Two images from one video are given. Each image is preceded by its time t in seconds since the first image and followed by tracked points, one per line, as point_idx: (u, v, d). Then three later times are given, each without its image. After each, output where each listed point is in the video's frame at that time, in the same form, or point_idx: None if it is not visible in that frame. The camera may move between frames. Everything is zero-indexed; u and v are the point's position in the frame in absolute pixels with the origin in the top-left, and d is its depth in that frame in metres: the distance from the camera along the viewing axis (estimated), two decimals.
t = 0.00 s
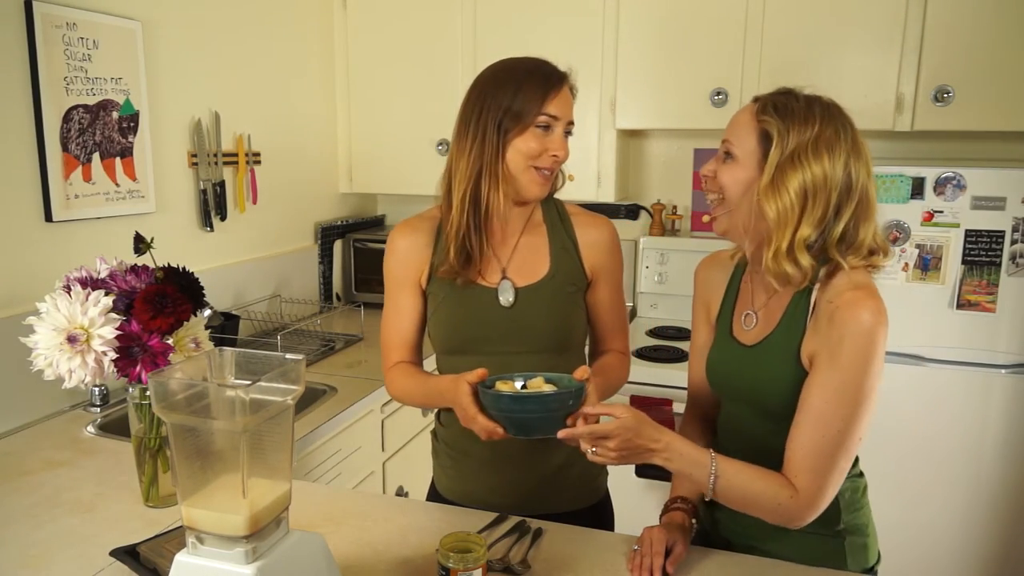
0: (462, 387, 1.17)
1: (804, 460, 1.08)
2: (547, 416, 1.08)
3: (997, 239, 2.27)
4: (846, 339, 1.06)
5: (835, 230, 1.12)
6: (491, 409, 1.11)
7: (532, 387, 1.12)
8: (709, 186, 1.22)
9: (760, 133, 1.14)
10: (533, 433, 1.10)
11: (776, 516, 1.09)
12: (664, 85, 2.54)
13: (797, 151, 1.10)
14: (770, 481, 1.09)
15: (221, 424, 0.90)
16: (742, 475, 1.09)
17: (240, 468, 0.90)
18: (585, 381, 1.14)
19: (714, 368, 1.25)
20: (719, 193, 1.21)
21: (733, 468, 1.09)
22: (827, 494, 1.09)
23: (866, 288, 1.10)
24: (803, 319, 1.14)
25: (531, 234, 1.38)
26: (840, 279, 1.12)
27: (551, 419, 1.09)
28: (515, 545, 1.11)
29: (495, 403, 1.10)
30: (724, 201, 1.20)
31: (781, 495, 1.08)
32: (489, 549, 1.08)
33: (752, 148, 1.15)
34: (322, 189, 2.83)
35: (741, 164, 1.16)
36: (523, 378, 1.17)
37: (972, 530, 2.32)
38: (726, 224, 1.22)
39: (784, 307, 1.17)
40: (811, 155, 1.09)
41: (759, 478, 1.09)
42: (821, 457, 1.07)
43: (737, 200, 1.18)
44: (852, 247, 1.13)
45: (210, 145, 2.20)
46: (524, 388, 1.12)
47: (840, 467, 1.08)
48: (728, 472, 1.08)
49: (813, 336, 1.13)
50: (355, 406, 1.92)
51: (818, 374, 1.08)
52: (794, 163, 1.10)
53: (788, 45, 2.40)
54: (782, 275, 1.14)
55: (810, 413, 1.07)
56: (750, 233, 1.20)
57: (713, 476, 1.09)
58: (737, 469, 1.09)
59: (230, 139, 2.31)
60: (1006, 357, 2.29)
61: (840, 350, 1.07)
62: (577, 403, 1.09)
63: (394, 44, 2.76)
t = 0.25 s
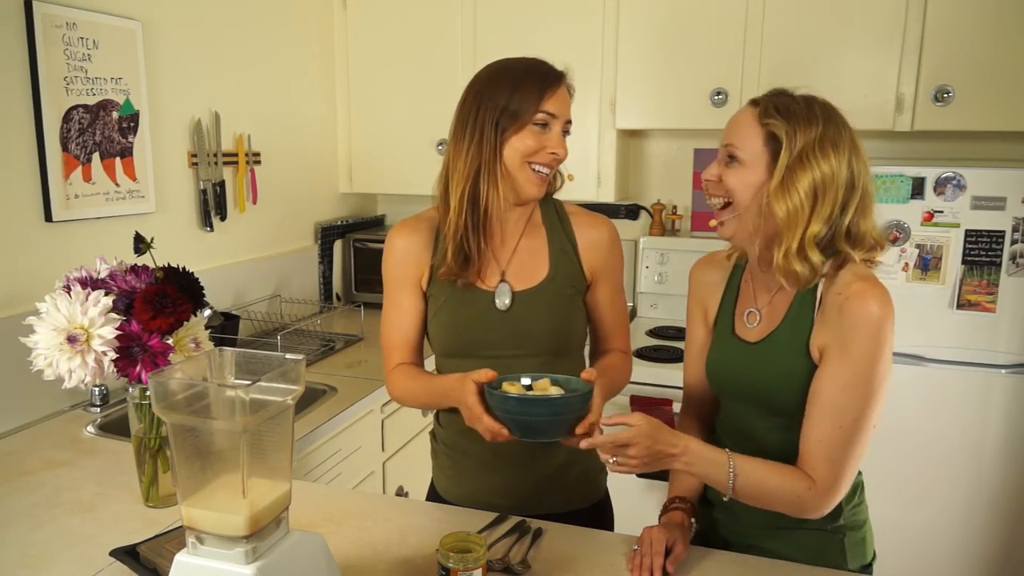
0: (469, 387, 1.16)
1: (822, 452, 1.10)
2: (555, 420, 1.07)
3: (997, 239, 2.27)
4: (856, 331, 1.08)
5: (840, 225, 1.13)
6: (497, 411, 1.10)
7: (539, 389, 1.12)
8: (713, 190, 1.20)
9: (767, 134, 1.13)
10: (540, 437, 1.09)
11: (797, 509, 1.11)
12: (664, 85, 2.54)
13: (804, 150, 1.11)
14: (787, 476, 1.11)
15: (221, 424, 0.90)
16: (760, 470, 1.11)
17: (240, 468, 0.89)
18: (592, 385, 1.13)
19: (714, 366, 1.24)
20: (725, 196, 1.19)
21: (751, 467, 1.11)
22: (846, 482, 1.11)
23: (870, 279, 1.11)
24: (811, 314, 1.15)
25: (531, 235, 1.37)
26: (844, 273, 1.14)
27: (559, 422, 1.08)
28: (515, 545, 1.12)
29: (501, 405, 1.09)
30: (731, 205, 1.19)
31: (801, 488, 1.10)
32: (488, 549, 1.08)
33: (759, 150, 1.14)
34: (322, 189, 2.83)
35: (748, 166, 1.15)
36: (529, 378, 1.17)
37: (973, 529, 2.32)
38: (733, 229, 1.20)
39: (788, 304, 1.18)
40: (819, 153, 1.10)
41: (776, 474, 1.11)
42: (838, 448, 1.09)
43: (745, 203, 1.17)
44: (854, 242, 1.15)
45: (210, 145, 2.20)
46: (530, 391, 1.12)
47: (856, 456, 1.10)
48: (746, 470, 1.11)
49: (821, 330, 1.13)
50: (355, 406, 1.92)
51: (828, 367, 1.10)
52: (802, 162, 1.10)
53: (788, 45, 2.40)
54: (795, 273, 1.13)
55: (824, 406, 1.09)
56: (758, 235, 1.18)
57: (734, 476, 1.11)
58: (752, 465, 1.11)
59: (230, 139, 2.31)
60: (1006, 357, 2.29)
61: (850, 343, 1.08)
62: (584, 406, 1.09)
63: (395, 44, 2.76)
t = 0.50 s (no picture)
0: (482, 391, 1.16)
1: (852, 445, 1.13)
2: (569, 429, 1.08)
3: (997, 239, 2.26)
4: (871, 322, 1.12)
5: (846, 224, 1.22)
6: (511, 418, 1.11)
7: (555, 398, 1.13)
8: (751, 200, 1.16)
9: (804, 140, 1.16)
10: (553, 445, 1.10)
11: (830, 511, 1.14)
12: (664, 85, 2.54)
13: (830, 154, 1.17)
14: (816, 478, 1.14)
15: (220, 424, 0.90)
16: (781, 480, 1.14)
17: (239, 468, 0.89)
18: (606, 393, 1.13)
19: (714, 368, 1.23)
20: (762, 205, 1.16)
21: (775, 495, 1.12)
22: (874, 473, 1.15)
23: (876, 270, 1.17)
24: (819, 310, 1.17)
25: (545, 240, 1.38)
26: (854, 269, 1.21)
27: (573, 431, 1.08)
28: (514, 545, 1.12)
29: (515, 412, 1.10)
30: (768, 214, 1.17)
31: (832, 487, 1.13)
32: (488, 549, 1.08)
33: (799, 155, 1.16)
34: (322, 189, 2.83)
35: (789, 172, 1.15)
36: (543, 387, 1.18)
37: (973, 530, 2.32)
38: (767, 238, 1.18)
39: (791, 303, 1.19)
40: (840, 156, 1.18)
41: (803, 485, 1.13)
42: (865, 439, 1.13)
43: (783, 209, 1.16)
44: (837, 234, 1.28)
45: (210, 145, 2.20)
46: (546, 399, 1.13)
47: (881, 446, 1.14)
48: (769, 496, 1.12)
49: (831, 324, 1.16)
50: (354, 406, 1.92)
51: (846, 358, 1.14)
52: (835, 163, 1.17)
53: (787, 45, 2.40)
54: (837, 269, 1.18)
55: (848, 399, 1.13)
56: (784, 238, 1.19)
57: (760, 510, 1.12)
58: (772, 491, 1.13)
59: (230, 139, 2.31)
60: (1006, 357, 2.29)
61: (867, 335, 1.12)
62: (598, 415, 1.09)
63: (395, 43, 2.76)
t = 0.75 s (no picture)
0: (497, 399, 1.17)
1: (845, 447, 1.13)
2: (582, 439, 1.08)
3: (997, 239, 2.26)
4: (868, 324, 1.13)
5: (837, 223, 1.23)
6: (524, 427, 1.10)
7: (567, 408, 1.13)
8: (749, 203, 1.15)
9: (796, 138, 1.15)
10: (565, 454, 1.09)
11: (821, 515, 1.14)
12: (665, 85, 2.54)
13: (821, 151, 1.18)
14: (806, 483, 1.14)
15: (221, 424, 0.90)
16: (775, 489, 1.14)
17: (239, 468, 0.89)
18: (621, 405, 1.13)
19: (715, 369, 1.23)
20: (761, 208, 1.15)
21: (764, 505, 1.13)
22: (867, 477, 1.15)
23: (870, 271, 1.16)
24: (814, 309, 1.17)
25: (556, 243, 1.37)
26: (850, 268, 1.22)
27: (586, 442, 1.08)
28: (514, 545, 1.12)
29: (527, 420, 1.09)
30: (766, 214, 1.16)
31: (822, 491, 1.13)
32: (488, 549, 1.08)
33: (792, 154, 1.15)
34: (322, 189, 2.83)
35: (785, 172, 1.15)
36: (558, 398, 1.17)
37: (974, 530, 2.32)
38: (767, 238, 1.17)
39: (789, 303, 1.19)
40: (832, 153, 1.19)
41: (792, 493, 1.13)
42: (859, 441, 1.13)
43: (782, 211, 1.15)
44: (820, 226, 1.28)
45: (210, 145, 2.20)
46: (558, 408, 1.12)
47: (875, 451, 1.14)
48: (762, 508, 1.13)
49: (828, 324, 1.16)
50: (354, 406, 1.92)
51: (840, 360, 1.14)
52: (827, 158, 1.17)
53: (788, 45, 2.40)
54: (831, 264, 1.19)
55: (844, 400, 1.13)
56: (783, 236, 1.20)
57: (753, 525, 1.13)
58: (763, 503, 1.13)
59: (230, 139, 2.31)
60: (1006, 357, 2.29)
61: (862, 336, 1.13)
62: (612, 426, 1.09)
63: (394, 43, 2.76)
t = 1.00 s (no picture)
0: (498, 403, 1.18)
1: (843, 454, 1.11)
2: (581, 445, 1.07)
3: (997, 239, 2.26)
4: (868, 329, 1.11)
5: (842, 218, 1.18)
6: (526, 433, 1.10)
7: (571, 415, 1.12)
8: (726, 208, 1.15)
9: (773, 139, 1.12)
10: (567, 461, 1.09)
11: (816, 519, 1.12)
12: (665, 85, 2.54)
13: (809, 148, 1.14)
14: (803, 487, 1.12)
15: (220, 424, 0.90)
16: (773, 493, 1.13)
17: (239, 468, 0.89)
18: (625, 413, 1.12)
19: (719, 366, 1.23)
20: (741, 211, 1.15)
21: (759, 507, 1.11)
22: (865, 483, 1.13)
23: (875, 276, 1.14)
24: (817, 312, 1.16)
25: (552, 242, 1.37)
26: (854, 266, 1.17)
27: (584, 449, 1.07)
28: (515, 545, 1.12)
29: (529, 426, 1.09)
30: (747, 218, 1.15)
31: (820, 497, 1.11)
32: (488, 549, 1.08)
33: (770, 156, 1.13)
34: (322, 189, 2.83)
35: (762, 175, 1.13)
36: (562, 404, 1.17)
37: (974, 529, 2.32)
38: (750, 240, 1.16)
39: (793, 303, 1.18)
40: (821, 149, 1.14)
41: (789, 497, 1.12)
42: (858, 448, 1.11)
43: (763, 216, 1.15)
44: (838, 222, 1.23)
45: (210, 145, 2.20)
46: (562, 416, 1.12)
47: (875, 457, 1.12)
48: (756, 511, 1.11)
49: (830, 329, 1.15)
50: (355, 406, 1.92)
51: (841, 363, 1.13)
52: (815, 158, 1.13)
53: (788, 45, 2.40)
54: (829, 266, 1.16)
55: (842, 406, 1.12)
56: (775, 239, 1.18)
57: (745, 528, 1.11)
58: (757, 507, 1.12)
59: (230, 139, 2.31)
60: (1006, 357, 2.29)
61: (862, 341, 1.11)
62: (613, 434, 1.08)
63: (394, 43, 2.76)
